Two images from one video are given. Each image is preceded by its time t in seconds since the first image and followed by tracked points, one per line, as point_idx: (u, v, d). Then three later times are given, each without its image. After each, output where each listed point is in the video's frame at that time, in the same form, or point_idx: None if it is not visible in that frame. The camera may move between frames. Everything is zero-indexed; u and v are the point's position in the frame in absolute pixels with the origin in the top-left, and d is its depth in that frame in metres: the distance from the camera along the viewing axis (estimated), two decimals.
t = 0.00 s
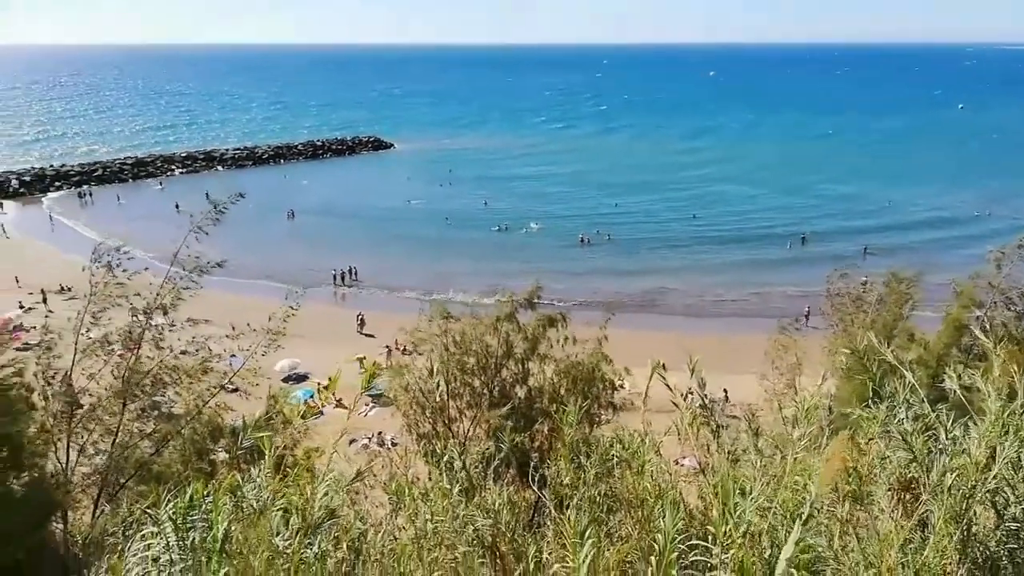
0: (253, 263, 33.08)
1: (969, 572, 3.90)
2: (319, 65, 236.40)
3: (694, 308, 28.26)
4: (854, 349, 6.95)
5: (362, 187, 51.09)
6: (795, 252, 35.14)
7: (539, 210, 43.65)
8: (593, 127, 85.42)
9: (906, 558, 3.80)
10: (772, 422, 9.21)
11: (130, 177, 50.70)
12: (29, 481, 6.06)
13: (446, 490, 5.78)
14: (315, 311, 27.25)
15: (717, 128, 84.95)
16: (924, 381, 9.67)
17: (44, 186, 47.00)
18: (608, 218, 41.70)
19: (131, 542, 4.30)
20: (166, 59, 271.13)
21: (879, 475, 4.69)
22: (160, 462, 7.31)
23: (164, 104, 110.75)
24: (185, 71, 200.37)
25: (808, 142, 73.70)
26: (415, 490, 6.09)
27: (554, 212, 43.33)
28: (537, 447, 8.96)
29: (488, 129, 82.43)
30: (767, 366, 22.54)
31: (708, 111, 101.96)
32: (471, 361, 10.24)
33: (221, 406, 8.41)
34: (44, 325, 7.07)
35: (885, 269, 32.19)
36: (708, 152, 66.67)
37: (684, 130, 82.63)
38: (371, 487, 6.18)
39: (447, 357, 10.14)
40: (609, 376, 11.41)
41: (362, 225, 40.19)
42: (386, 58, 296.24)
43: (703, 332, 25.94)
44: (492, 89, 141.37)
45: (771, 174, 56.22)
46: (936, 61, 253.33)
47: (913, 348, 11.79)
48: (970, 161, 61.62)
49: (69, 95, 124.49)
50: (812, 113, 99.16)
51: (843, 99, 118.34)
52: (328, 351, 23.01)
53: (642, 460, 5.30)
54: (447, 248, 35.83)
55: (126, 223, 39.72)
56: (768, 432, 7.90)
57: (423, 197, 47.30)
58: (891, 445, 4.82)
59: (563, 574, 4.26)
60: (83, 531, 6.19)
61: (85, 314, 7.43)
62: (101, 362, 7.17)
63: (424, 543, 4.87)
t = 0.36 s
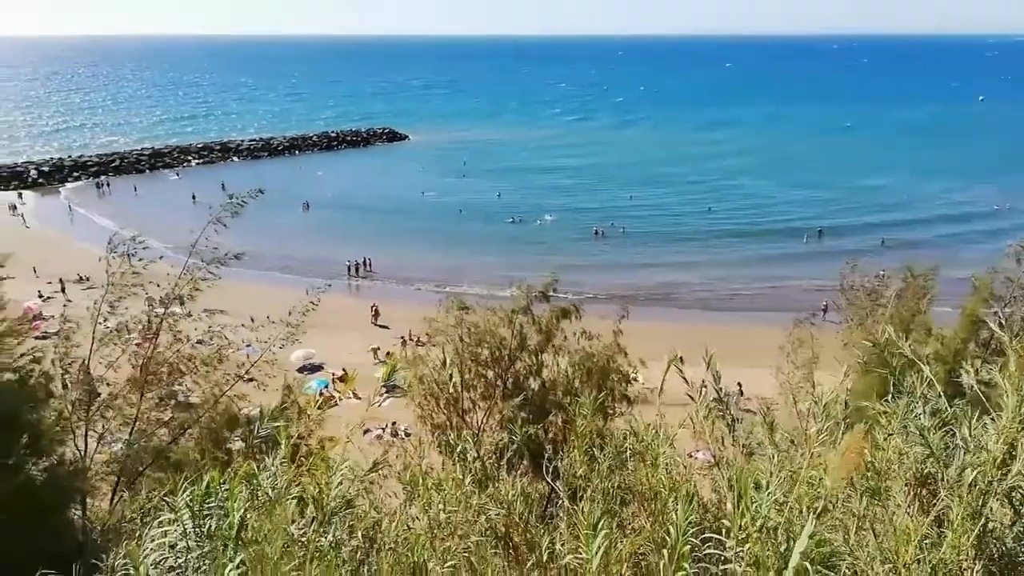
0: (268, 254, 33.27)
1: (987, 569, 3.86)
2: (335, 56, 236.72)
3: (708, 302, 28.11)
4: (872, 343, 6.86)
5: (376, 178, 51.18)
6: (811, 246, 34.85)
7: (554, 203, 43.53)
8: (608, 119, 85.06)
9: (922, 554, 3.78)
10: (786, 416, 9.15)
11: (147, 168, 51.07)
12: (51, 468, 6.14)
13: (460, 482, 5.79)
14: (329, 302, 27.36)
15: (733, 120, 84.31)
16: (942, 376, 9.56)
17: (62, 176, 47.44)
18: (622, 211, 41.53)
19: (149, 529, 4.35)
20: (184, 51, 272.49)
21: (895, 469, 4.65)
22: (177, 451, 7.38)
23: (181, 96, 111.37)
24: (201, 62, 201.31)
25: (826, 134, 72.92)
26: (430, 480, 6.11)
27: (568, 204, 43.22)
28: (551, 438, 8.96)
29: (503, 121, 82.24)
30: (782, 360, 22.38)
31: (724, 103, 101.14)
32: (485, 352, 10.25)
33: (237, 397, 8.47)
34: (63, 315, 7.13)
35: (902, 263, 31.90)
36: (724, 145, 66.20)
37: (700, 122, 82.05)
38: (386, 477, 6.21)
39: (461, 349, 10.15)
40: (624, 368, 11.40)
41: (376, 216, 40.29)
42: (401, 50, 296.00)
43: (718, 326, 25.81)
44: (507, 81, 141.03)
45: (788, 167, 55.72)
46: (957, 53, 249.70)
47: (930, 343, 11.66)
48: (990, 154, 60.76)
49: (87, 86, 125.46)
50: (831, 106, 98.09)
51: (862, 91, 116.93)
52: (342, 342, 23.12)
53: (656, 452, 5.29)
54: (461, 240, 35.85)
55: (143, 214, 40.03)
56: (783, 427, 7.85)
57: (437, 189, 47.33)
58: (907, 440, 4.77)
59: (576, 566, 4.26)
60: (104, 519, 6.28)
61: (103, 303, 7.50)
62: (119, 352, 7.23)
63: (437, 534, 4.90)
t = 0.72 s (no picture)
0: (278, 248, 33.38)
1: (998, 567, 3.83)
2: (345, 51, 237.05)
3: (718, 298, 28.01)
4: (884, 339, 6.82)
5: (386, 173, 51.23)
6: (822, 242, 34.65)
7: (563, 198, 43.44)
8: (618, 114, 84.80)
9: (933, 552, 3.75)
10: (796, 413, 9.10)
11: (157, 163, 51.32)
12: (64, 460, 6.21)
13: (469, 476, 5.81)
14: (339, 296, 27.42)
15: (744, 115, 83.80)
16: (952, 373, 9.50)
17: (74, 170, 47.73)
18: (632, 206, 41.43)
19: (160, 521, 4.37)
20: (195, 45, 273.42)
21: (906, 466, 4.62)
22: (188, 443, 7.42)
23: (192, 91, 111.88)
24: (212, 57, 202.04)
25: (837, 130, 72.42)
26: (440, 474, 6.13)
27: (577, 200, 43.15)
28: (560, 433, 8.96)
29: (512, 116, 82.17)
30: (792, 357, 22.28)
31: (734, 98, 100.65)
32: (494, 347, 10.25)
33: (248, 390, 8.50)
34: (75, 308, 7.15)
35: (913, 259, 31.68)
36: (735, 140, 65.87)
37: (711, 117, 81.70)
38: (395, 472, 6.23)
39: (470, 344, 10.15)
40: (633, 363, 11.38)
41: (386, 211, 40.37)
42: (411, 45, 295.89)
43: (727, 321, 25.74)
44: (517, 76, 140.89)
45: (799, 163, 55.37)
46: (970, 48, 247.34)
47: (941, 340, 11.58)
48: (1004, 150, 60.23)
49: (99, 81, 126.24)
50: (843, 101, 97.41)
51: (874, 87, 116.07)
52: (351, 336, 23.19)
53: (666, 447, 5.28)
54: (469, 235, 35.86)
55: (154, 208, 40.25)
56: (794, 423, 7.82)
57: (446, 184, 47.35)
58: (918, 437, 4.74)
59: (586, 560, 4.26)
60: (116, 509, 6.34)
61: (114, 296, 7.54)
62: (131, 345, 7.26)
63: (446, 528, 4.92)
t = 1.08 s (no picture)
0: (288, 244, 33.52)
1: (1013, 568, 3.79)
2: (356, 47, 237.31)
3: (730, 295, 27.90)
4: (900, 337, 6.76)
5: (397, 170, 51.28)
6: (835, 239, 34.45)
7: (573, 195, 43.37)
8: (629, 110, 84.56)
9: (947, 552, 3.72)
10: (809, 410, 9.07)
11: (170, 159, 51.55)
12: (77, 456, 6.25)
13: (479, 472, 5.80)
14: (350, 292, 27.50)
15: (756, 111, 83.34)
16: (967, 371, 9.41)
17: (87, 166, 48.05)
18: (643, 203, 41.29)
19: (171, 516, 4.40)
20: (207, 42, 274.74)
21: (921, 465, 4.59)
22: (200, 438, 7.43)
23: (204, 87, 112.42)
24: (224, 53, 202.84)
25: (850, 126, 71.90)
26: (450, 471, 6.13)
27: (588, 196, 43.06)
28: (571, 429, 8.95)
29: (523, 112, 82.04)
30: (803, 354, 22.18)
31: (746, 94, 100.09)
32: (505, 344, 10.26)
33: (260, 387, 8.52)
34: (88, 304, 7.19)
35: (926, 257, 31.46)
36: (747, 137, 65.52)
37: (723, 113, 81.31)
38: (406, 469, 6.25)
39: (481, 340, 10.15)
40: (644, 360, 11.35)
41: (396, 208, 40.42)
42: (422, 41, 295.78)
43: (739, 319, 25.64)
44: (528, 71, 140.76)
45: (811, 159, 55.01)
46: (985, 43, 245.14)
47: (955, 337, 11.49)
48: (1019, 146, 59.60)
49: (112, 77, 126.96)
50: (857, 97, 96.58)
51: (888, 82, 115.21)
52: (362, 332, 23.25)
53: (677, 444, 5.24)
54: (480, 232, 35.87)
55: (166, 204, 40.49)
56: (806, 421, 7.79)
57: (457, 181, 47.37)
58: (932, 436, 4.71)
59: (596, 559, 4.24)
60: (131, 503, 6.38)
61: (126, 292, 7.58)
62: (142, 341, 7.28)
63: (456, 523, 4.93)
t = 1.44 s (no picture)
0: (300, 245, 33.66)
1: None
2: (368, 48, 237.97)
3: (743, 295, 27.76)
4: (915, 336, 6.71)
5: (409, 169, 51.36)
6: (849, 238, 34.21)
7: (585, 194, 43.30)
8: (641, 109, 84.30)
9: (962, 553, 3.70)
10: (824, 409, 9.00)
11: (183, 160, 51.93)
12: (93, 455, 6.33)
13: (491, 471, 5.80)
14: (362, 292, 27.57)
15: (769, 109, 82.88)
16: (984, 371, 9.31)
17: (102, 167, 48.49)
18: (655, 202, 41.18)
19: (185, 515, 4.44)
20: (221, 43, 276.74)
21: (936, 464, 4.56)
22: (215, 438, 7.48)
23: (217, 87, 113.19)
24: (238, 55, 204.17)
25: (865, 124, 71.30)
26: (463, 471, 6.14)
27: (600, 196, 42.98)
28: (583, 429, 8.93)
29: (534, 111, 81.98)
30: (817, 354, 22.04)
31: (759, 92, 99.52)
32: (517, 343, 10.25)
33: (273, 386, 8.56)
34: (103, 304, 7.25)
35: (941, 256, 31.18)
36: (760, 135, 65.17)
37: (736, 112, 80.90)
38: (418, 468, 6.27)
39: (493, 340, 10.14)
40: (657, 360, 11.28)
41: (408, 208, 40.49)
42: (434, 41, 296.01)
43: (752, 319, 25.50)
44: (540, 70, 140.58)
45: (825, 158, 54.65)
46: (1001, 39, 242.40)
47: (972, 337, 11.34)
48: None
49: (127, 78, 128.10)
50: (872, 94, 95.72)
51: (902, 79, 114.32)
52: (374, 332, 23.32)
53: (689, 445, 5.23)
54: (491, 232, 35.86)
55: (180, 204, 40.78)
56: (820, 421, 7.74)
57: (468, 180, 47.40)
58: (947, 437, 4.67)
59: (608, 559, 4.24)
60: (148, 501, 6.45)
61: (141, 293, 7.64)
62: (156, 341, 7.35)
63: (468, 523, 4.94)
